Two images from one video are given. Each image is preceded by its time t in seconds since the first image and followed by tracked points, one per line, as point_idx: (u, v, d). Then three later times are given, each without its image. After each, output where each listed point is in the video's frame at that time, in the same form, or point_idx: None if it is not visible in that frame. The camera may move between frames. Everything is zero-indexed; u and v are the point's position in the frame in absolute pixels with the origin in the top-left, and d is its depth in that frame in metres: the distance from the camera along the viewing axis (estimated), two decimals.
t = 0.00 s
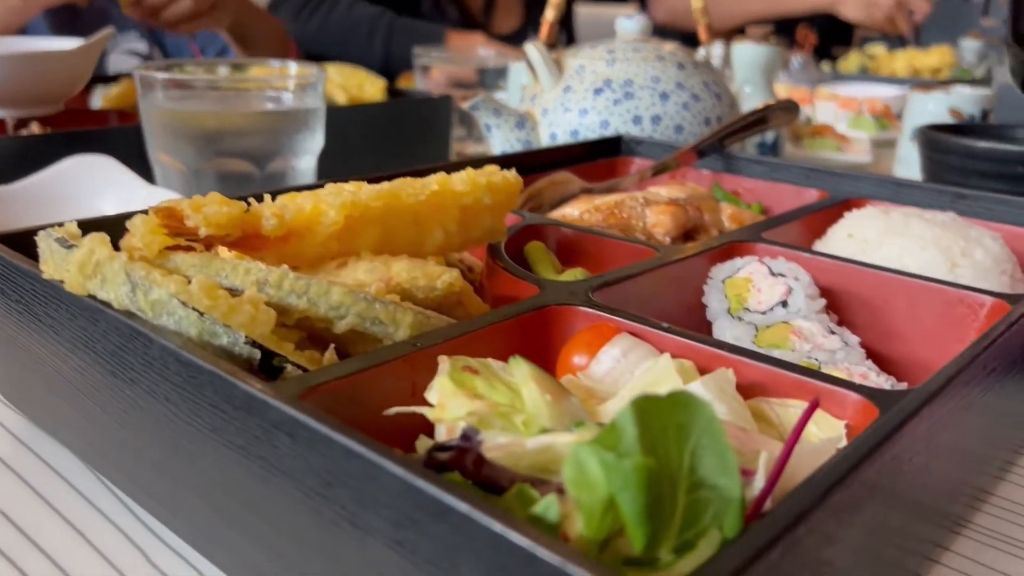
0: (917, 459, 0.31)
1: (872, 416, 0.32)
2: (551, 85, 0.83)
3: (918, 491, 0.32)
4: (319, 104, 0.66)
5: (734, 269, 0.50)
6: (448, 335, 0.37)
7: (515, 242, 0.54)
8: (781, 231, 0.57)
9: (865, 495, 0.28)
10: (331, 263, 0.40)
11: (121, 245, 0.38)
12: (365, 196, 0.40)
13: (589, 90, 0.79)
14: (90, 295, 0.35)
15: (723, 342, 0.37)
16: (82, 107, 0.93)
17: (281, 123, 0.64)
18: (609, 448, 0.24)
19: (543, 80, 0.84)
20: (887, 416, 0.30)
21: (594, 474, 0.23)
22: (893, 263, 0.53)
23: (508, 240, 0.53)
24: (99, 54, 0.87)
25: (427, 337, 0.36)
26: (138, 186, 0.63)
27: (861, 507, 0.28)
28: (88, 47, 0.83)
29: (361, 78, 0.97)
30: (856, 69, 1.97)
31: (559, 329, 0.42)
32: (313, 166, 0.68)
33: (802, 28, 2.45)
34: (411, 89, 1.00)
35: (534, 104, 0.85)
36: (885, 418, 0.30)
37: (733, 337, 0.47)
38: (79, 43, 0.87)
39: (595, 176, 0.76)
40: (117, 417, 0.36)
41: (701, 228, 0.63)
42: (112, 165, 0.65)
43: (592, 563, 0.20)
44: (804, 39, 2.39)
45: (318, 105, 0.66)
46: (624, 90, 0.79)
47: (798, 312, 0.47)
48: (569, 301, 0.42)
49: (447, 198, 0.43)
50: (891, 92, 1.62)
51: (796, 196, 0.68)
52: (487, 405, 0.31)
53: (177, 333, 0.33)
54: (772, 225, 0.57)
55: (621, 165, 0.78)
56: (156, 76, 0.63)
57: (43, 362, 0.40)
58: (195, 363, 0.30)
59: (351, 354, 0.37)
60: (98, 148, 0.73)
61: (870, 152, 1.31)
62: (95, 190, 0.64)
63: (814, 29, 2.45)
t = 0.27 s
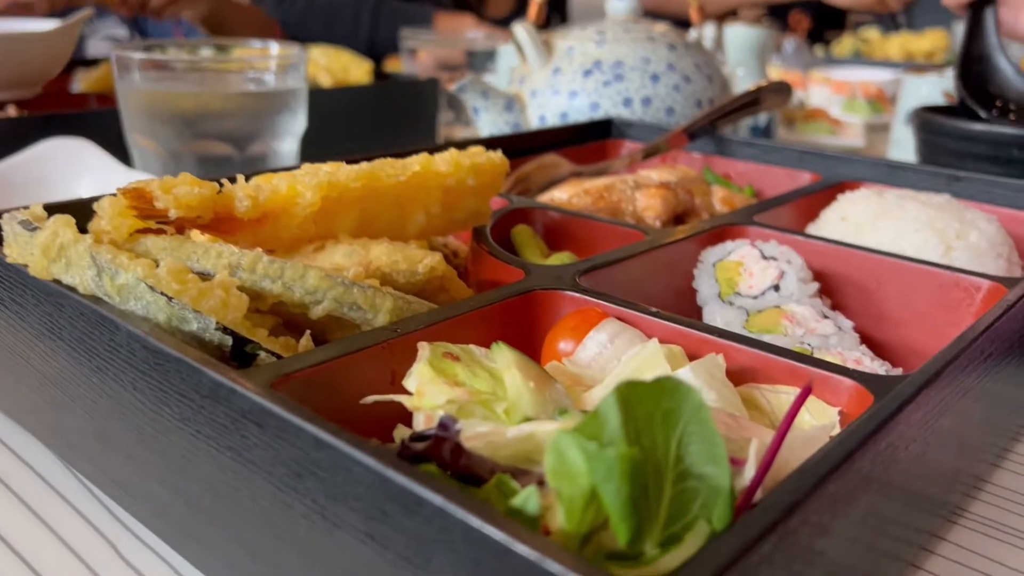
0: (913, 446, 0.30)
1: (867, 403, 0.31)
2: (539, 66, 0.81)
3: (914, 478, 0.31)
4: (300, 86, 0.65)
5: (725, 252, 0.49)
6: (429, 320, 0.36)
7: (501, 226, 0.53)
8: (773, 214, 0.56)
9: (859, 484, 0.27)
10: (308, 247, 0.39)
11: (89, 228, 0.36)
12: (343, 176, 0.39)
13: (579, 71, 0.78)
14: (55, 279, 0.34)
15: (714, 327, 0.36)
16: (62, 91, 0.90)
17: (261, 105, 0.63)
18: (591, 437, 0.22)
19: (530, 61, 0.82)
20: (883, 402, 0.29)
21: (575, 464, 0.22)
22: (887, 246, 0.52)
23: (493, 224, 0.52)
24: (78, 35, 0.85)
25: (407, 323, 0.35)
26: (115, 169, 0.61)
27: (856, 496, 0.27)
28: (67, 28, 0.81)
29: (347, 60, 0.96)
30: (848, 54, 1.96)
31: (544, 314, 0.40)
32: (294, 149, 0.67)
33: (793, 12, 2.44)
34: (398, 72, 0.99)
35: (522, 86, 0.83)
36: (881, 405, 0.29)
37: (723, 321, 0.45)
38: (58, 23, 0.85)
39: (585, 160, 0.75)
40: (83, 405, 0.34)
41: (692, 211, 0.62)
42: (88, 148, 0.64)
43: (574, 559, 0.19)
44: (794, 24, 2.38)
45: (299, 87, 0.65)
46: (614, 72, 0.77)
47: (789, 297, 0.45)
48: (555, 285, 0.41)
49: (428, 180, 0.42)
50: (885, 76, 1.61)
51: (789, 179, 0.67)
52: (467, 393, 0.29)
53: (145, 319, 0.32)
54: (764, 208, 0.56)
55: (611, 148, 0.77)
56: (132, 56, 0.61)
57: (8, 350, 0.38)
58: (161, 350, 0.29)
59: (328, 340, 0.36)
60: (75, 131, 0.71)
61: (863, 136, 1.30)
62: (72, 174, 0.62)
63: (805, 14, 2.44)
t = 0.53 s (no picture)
0: (906, 456, 0.29)
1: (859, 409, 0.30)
2: (527, 55, 0.80)
3: (908, 487, 0.30)
4: (279, 74, 0.64)
5: (713, 248, 0.47)
6: (404, 322, 0.34)
7: (484, 221, 0.51)
8: (764, 208, 0.55)
9: (851, 497, 0.25)
10: (279, 245, 0.37)
11: (50, 226, 0.35)
12: (316, 171, 0.37)
13: (567, 60, 0.76)
14: (10, 281, 0.32)
15: (700, 329, 0.34)
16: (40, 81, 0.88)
17: (239, 94, 0.61)
18: (565, 455, 0.21)
19: (518, 50, 0.80)
20: (875, 410, 0.28)
21: (547, 483, 0.21)
22: (880, 241, 0.50)
23: (475, 220, 0.50)
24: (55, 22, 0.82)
25: (380, 325, 0.34)
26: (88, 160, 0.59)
27: (846, 512, 0.25)
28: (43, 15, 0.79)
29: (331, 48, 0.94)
30: (843, 41, 1.95)
31: (526, 315, 0.39)
32: (274, 139, 0.65)
33: None
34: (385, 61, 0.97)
35: (510, 75, 0.81)
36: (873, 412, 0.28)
37: (711, 319, 0.44)
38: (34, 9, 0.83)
39: (573, 151, 0.73)
40: (40, 412, 0.33)
41: (681, 205, 0.60)
42: (62, 139, 0.62)
43: None
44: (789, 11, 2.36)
45: (278, 75, 0.64)
46: (602, 61, 0.76)
47: (779, 295, 0.44)
48: (537, 284, 0.39)
49: (405, 174, 0.41)
50: (879, 64, 1.59)
51: (780, 171, 0.65)
52: (440, 402, 0.28)
53: (103, 323, 0.30)
54: (754, 202, 0.54)
55: (600, 139, 0.75)
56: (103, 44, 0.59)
57: None
58: (115, 357, 0.27)
59: (298, 344, 0.35)
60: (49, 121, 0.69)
61: (858, 126, 1.28)
62: (42, 166, 0.60)
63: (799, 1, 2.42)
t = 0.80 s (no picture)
0: (905, 471, 0.28)
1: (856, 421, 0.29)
2: (517, 46, 0.78)
3: (907, 500, 0.29)
4: (263, 66, 0.62)
5: (706, 246, 0.46)
6: (384, 329, 0.33)
7: (471, 219, 0.50)
8: (758, 204, 0.53)
9: (848, 518, 0.24)
10: (255, 247, 0.36)
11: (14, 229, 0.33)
12: (293, 170, 0.36)
13: (558, 51, 0.75)
14: None
15: (691, 335, 0.33)
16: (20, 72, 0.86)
17: (221, 88, 0.59)
18: (545, 481, 0.20)
19: (508, 41, 0.79)
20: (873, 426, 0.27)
21: (527, 511, 0.19)
22: (876, 239, 0.49)
23: (461, 218, 0.49)
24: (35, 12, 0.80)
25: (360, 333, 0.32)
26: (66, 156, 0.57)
27: (843, 533, 0.24)
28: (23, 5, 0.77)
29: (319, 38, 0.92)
30: (839, 29, 1.93)
31: (512, 318, 0.38)
32: (257, 133, 0.64)
33: None
34: (374, 51, 0.95)
35: (500, 66, 0.80)
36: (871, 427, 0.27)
37: (703, 322, 0.43)
38: None
39: (563, 144, 0.72)
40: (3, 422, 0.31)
41: (674, 201, 0.59)
42: (39, 135, 0.60)
43: None
44: None
45: (262, 67, 0.62)
46: (594, 52, 0.74)
47: (774, 296, 0.43)
48: (523, 287, 0.38)
49: (388, 172, 0.39)
50: (875, 52, 1.58)
51: (775, 165, 0.64)
52: (418, 417, 0.27)
53: (68, 332, 0.29)
54: (748, 198, 0.53)
55: (591, 132, 0.74)
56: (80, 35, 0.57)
57: None
58: (79, 370, 0.26)
59: (276, 351, 0.34)
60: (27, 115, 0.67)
61: (853, 116, 1.27)
62: (19, 162, 0.58)
63: None
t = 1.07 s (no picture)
0: (919, 504, 0.27)
1: (862, 448, 0.28)
2: (514, 47, 0.77)
3: (921, 532, 0.28)
4: (257, 70, 0.61)
5: (707, 258, 0.46)
6: (381, 351, 0.32)
7: (469, 229, 0.49)
8: (759, 213, 0.53)
9: (863, 556, 0.23)
10: (249, 265, 0.35)
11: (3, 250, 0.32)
12: (288, 188, 0.35)
13: (556, 52, 0.74)
14: None
15: (694, 356, 0.33)
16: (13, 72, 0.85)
17: (214, 94, 0.58)
18: (548, 531, 0.19)
19: (505, 41, 0.78)
20: (882, 459, 0.26)
21: (529, 560, 0.19)
22: (878, 250, 0.49)
23: (459, 229, 0.48)
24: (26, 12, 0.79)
25: (355, 355, 0.32)
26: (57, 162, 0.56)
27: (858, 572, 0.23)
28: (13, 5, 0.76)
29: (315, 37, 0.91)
30: (836, 23, 1.92)
31: (511, 336, 0.37)
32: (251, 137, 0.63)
33: None
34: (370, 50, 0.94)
35: (497, 67, 0.79)
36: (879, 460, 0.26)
37: (704, 336, 0.43)
38: None
39: (561, 147, 0.71)
40: None
41: (674, 207, 0.59)
42: (30, 141, 0.59)
43: None
44: None
45: (256, 71, 0.61)
46: (592, 53, 0.73)
47: (776, 311, 0.43)
48: (522, 304, 0.37)
49: (384, 186, 0.39)
50: (873, 47, 1.57)
51: (775, 170, 0.63)
52: (416, 449, 0.26)
53: (57, 360, 0.29)
54: (749, 206, 0.52)
55: (589, 135, 0.73)
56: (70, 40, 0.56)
57: None
58: (69, 403, 0.26)
59: (272, 373, 0.33)
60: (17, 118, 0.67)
61: (852, 113, 1.26)
62: (8, 168, 0.57)
63: None
